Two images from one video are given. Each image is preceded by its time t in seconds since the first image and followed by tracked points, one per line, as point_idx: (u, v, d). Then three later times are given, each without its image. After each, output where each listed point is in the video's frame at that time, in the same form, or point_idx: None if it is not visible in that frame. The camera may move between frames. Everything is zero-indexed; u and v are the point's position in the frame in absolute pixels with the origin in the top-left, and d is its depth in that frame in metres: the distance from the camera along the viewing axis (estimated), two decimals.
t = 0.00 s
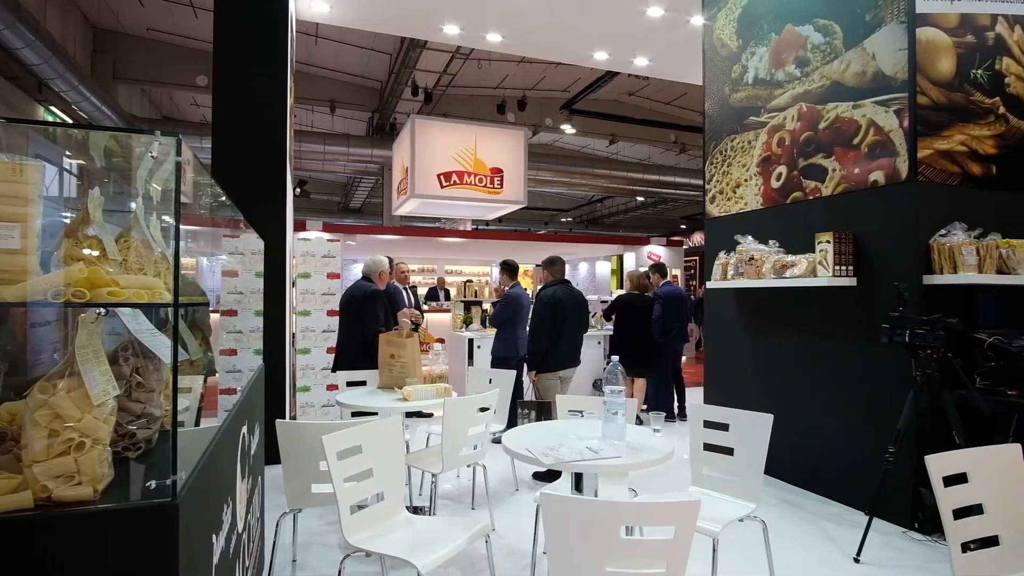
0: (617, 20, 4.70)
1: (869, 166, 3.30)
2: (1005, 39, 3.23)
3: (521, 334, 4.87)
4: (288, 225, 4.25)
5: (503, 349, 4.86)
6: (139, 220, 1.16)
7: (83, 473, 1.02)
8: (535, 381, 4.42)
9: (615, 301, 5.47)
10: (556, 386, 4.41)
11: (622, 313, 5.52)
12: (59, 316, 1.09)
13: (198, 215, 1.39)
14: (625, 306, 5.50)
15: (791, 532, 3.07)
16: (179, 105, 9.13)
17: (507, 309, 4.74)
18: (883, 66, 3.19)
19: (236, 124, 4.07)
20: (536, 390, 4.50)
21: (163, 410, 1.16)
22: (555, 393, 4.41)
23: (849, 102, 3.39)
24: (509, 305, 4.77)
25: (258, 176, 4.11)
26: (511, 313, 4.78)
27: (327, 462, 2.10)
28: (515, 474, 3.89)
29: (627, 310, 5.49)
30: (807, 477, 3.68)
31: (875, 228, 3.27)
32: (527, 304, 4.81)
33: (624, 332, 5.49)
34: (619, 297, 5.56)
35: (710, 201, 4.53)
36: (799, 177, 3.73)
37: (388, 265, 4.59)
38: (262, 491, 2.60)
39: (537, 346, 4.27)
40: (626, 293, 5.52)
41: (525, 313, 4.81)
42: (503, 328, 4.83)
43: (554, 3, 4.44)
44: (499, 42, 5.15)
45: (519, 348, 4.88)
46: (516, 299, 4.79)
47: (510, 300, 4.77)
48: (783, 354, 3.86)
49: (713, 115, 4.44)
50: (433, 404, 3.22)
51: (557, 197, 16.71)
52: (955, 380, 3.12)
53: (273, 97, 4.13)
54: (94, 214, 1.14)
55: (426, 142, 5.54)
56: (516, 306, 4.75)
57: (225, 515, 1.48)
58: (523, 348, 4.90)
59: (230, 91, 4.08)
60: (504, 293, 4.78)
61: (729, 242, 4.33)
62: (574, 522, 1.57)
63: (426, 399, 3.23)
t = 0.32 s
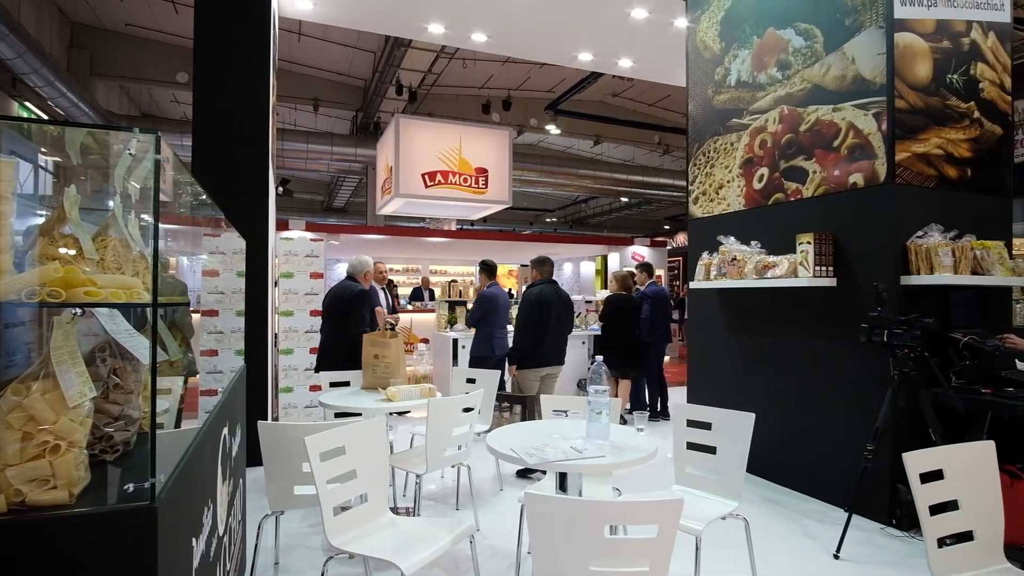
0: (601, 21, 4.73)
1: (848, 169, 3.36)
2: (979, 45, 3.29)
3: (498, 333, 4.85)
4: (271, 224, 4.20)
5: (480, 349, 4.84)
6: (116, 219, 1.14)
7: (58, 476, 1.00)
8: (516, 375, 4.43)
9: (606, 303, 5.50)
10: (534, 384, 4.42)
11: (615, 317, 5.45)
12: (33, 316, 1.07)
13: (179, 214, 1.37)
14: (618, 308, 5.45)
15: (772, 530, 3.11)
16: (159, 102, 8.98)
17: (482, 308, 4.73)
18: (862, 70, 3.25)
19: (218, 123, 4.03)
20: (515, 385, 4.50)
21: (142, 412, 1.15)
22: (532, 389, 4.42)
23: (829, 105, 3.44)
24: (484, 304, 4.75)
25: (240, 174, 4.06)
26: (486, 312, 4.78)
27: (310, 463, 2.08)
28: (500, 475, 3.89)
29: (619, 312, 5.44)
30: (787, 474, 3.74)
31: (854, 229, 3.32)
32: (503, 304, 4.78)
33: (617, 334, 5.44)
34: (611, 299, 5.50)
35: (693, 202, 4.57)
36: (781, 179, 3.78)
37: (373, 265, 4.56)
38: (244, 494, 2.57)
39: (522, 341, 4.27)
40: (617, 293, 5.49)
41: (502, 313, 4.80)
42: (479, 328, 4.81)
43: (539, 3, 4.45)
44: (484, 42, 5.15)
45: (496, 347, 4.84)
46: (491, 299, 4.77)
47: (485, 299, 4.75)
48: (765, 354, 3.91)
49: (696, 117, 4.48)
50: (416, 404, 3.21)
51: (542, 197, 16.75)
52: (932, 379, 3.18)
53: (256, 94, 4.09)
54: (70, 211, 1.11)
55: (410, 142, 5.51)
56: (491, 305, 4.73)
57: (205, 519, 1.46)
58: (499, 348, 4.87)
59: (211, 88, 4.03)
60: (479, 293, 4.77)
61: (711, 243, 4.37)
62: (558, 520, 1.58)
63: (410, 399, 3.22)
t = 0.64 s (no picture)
0: (587, 22, 4.74)
1: (829, 170, 3.40)
2: (956, 50, 3.36)
3: (468, 333, 4.82)
4: (254, 224, 4.15)
5: (451, 349, 4.82)
6: (94, 218, 1.11)
7: (33, 480, 0.98)
8: (495, 372, 4.44)
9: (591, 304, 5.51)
10: (517, 379, 4.44)
11: (597, 318, 5.48)
12: (9, 316, 1.04)
13: (159, 213, 1.35)
14: (601, 309, 5.46)
15: (755, 527, 3.14)
16: (139, 99, 8.84)
17: (452, 308, 4.73)
18: (843, 73, 3.29)
19: (201, 120, 3.98)
20: (495, 380, 4.50)
21: (121, 414, 1.12)
22: (513, 384, 4.42)
23: (810, 108, 3.48)
24: (454, 305, 4.74)
25: (223, 173, 4.01)
26: (457, 313, 4.77)
27: (293, 465, 2.06)
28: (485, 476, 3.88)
29: (601, 313, 5.46)
30: (769, 472, 3.78)
31: (835, 230, 3.36)
32: (472, 303, 4.77)
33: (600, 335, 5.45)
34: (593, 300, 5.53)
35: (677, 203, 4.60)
36: (763, 181, 3.82)
37: (359, 265, 4.53)
38: (226, 496, 2.54)
39: (498, 338, 4.29)
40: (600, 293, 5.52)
41: (472, 313, 4.77)
42: (449, 328, 4.80)
43: (526, 3, 4.45)
44: (470, 41, 5.14)
45: (465, 347, 4.80)
46: (461, 299, 4.76)
47: (455, 299, 4.74)
48: (747, 354, 3.95)
49: (680, 118, 4.52)
50: (401, 405, 3.19)
51: (527, 197, 16.77)
52: (911, 378, 3.24)
53: (239, 92, 4.05)
54: (46, 210, 1.09)
55: (395, 141, 5.49)
56: (461, 305, 4.72)
57: (186, 522, 1.44)
58: (468, 349, 4.82)
59: (193, 85, 3.98)
60: (449, 293, 4.76)
61: (695, 243, 4.41)
62: (543, 519, 1.58)
63: (395, 400, 3.21)
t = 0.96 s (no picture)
0: (570, 23, 4.76)
1: (808, 173, 3.46)
2: (931, 56, 3.43)
3: (438, 333, 4.79)
4: (234, 223, 4.10)
5: (423, 349, 4.81)
6: (69, 216, 1.08)
7: (4, 485, 0.95)
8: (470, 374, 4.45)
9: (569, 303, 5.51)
10: (489, 380, 4.43)
11: (573, 317, 5.49)
12: None
13: (136, 211, 1.32)
14: (578, 307, 5.48)
15: (736, 525, 3.18)
16: (116, 95, 8.68)
17: (422, 307, 4.72)
18: (822, 76, 3.34)
19: (180, 118, 3.92)
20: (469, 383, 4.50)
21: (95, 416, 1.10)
22: (486, 386, 4.43)
23: (790, 111, 3.53)
24: (423, 305, 4.72)
25: (202, 171, 3.96)
26: (428, 313, 4.76)
27: (274, 466, 2.04)
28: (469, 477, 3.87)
29: (578, 311, 5.47)
30: (749, 471, 3.82)
31: (814, 231, 3.41)
32: (442, 303, 4.75)
33: (577, 333, 5.47)
34: (571, 299, 5.55)
35: (660, 204, 4.64)
36: (744, 182, 3.86)
37: (343, 265, 4.49)
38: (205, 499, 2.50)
39: (468, 342, 4.29)
40: (580, 293, 5.53)
41: (442, 313, 4.76)
42: (420, 328, 4.79)
43: (510, 3, 4.45)
44: (454, 41, 5.13)
45: (435, 347, 4.78)
46: (430, 299, 4.75)
47: (424, 299, 4.72)
48: (729, 353, 3.99)
49: (662, 119, 4.55)
50: (386, 406, 3.17)
51: (511, 197, 16.77)
52: (887, 376, 3.30)
53: (220, 89, 3.99)
54: (18, 207, 1.06)
55: (377, 140, 5.45)
56: (431, 305, 4.70)
57: (164, 525, 1.42)
58: (438, 349, 4.80)
59: (171, 81, 3.91)
60: (419, 293, 4.74)
61: (678, 243, 4.45)
62: (527, 520, 1.58)
63: (378, 401, 3.19)
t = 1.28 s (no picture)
0: (554, 23, 4.77)
1: (787, 175, 3.51)
2: (907, 61, 3.50)
3: (417, 334, 4.77)
4: (213, 222, 4.04)
5: (403, 350, 4.79)
6: (42, 215, 1.06)
7: None
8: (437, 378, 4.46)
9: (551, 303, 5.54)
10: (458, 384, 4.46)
11: (552, 318, 5.51)
12: None
13: (112, 209, 1.30)
14: (557, 308, 5.50)
15: (717, 523, 3.21)
16: (92, 90, 8.53)
17: (401, 309, 4.70)
18: (801, 80, 3.39)
19: (157, 114, 3.86)
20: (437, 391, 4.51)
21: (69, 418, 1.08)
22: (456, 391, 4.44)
23: (770, 114, 3.58)
24: (401, 306, 4.71)
25: (181, 169, 3.90)
26: (407, 314, 4.75)
27: (254, 468, 2.01)
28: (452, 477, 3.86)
29: (556, 312, 5.49)
30: (731, 469, 3.86)
31: (794, 232, 3.46)
32: (420, 303, 4.75)
33: (556, 334, 5.49)
34: (549, 299, 5.58)
35: (643, 204, 4.67)
36: (725, 184, 3.91)
37: (327, 264, 4.44)
38: (183, 502, 2.46)
39: (440, 344, 4.31)
40: (560, 294, 5.57)
41: (420, 313, 4.75)
42: (398, 329, 4.77)
43: (494, 3, 4.45)
44: (438, 40, 5.11)
45: (413, 348, 4.77)
46: (407, 299, 4.74)
47: (402, 300, 4.71)
48: (710, 353, 4.03)
49: (645, 120, 4.59)
50: (368, 407, 3.15)
51: (495, 196, 16.77)
52: (864, 375, 3.36)
53: (199, 86, 3.93)
54: None
55: (360, 139, 5.41)
56: (408, 306, 4.69)
57: (141, 528, 1.39)
58: (416, 350, 4.79)
59: (149, 77, 3.85)
60: (396, 294, 4.73)
61: (660, 244, 4.48)
62: (511, 519, 1.58)
63: (360, 401, 3.17)
